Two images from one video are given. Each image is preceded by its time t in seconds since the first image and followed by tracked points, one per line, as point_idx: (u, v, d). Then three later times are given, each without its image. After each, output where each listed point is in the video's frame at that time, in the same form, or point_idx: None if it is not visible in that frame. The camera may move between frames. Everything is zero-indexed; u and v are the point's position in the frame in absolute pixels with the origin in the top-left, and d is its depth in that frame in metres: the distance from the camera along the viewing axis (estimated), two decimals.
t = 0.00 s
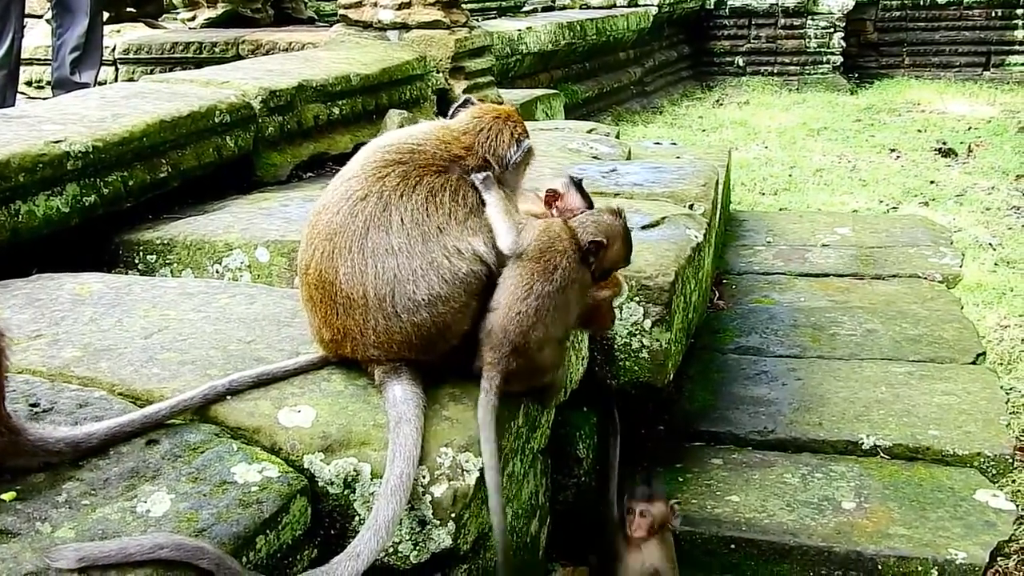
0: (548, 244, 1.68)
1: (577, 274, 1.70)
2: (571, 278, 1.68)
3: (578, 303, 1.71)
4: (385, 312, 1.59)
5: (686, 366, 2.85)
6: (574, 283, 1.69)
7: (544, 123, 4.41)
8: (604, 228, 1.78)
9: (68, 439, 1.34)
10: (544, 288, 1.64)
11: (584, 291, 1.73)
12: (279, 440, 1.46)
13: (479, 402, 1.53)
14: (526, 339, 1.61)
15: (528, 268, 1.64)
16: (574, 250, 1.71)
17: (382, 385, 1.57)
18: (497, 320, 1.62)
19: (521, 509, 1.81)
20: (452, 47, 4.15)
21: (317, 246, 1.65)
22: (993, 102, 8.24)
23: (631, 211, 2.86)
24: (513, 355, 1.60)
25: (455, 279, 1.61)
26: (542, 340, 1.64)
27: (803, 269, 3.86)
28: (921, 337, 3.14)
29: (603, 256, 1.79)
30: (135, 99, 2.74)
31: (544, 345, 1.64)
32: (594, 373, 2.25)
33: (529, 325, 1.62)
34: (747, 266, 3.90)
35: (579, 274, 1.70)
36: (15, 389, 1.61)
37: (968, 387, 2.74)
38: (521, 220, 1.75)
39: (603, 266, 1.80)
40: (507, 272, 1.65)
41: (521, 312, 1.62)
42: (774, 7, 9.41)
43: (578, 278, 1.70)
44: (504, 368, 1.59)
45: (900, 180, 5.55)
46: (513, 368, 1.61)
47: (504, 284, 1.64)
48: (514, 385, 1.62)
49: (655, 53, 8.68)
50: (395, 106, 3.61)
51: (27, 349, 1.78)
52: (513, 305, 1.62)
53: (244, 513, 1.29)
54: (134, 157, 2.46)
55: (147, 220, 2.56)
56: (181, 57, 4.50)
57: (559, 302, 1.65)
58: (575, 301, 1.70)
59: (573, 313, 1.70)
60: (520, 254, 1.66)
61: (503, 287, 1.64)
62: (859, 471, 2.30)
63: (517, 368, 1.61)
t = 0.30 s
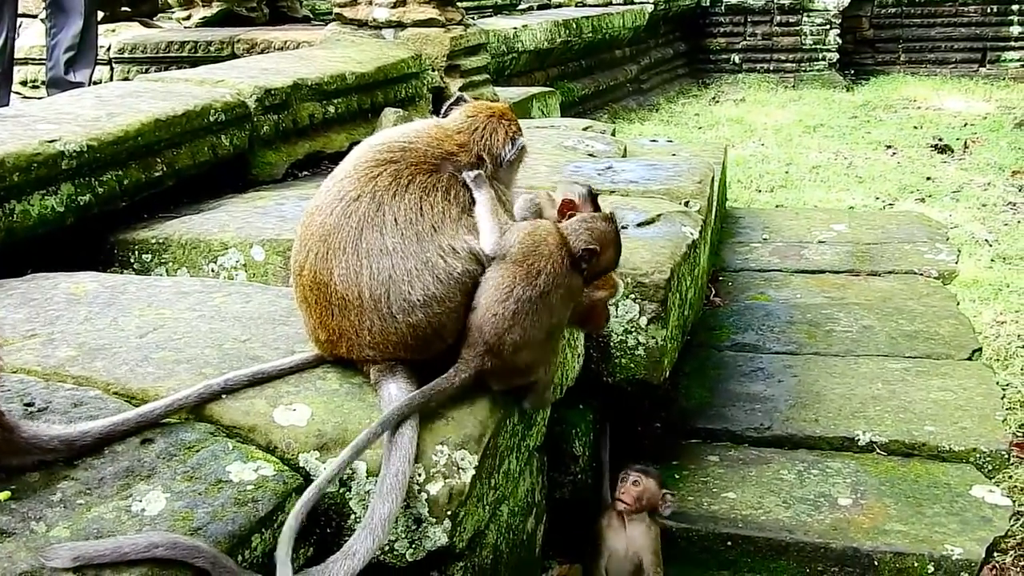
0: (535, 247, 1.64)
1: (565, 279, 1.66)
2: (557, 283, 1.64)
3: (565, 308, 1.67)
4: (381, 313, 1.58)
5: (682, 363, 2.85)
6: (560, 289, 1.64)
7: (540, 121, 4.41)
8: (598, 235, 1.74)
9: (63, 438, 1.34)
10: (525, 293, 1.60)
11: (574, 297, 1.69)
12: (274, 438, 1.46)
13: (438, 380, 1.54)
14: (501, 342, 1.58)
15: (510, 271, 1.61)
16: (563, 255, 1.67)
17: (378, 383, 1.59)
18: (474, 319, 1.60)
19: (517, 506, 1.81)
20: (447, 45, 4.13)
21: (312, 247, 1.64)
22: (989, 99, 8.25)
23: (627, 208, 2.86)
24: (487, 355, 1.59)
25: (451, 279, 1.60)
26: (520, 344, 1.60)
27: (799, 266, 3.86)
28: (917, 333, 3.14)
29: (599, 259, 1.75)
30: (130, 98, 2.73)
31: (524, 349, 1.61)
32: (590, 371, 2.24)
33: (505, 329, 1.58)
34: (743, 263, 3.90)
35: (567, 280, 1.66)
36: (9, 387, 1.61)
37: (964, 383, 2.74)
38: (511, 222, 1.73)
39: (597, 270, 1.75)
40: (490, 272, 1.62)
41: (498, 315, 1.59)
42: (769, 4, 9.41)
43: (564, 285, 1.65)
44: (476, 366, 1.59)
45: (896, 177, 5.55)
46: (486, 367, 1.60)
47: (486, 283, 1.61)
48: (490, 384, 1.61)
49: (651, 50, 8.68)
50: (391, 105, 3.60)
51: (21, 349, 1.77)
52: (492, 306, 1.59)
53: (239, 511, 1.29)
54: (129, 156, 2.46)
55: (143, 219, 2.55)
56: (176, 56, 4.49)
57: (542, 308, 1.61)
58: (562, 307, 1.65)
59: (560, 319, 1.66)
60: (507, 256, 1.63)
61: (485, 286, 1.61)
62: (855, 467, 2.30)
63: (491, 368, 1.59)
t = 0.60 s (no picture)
0: (531, 245, 1.64)
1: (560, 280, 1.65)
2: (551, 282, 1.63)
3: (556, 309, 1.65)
4: (375, 312, 1.58)
5: (678, 361, 2.84)
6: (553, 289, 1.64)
7: (537, 120, 4.40)
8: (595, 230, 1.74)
9: (58, 439, 1.33)
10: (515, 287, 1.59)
11: (566, 299, 1.67)
12: (269, 438, 1.46)
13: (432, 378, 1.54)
14: (483, 330, 1.57)
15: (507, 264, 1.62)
16: (559, 256, 1.66)
17: (373, 383, 1.58)
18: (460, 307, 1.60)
19: (513, 505, 1.81)
20: (443, 44, 4.13)
21: (306, 247, 1.64)
22: (986, 95, 8.25)
23: (623, 206, 2.86)
24: (468, 343, 1.58)
25: (445, 279, 1.60)
26: (505, 337, 1.59)
27: (796, 264, 3.86)
28: (913, 330, 3.14)
29: (597, 264, 1.74)
30: (125, 99, 2.73)
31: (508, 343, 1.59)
32: (586, 370, 2.24)
33: (488, 318, 1.57)
34: (740, 261, 3.90)
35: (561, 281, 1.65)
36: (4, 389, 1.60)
37: (960, 379, 2.74)
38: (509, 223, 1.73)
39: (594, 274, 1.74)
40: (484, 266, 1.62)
41: (483, 304, 1.58)
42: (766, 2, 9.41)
43: (558, 285, 1.64)
44: (459, 355, 1.57)
45: (893, 174, 5.55)
46: (471, 359, 1.58)
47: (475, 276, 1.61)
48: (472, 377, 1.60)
49: (648, 49, 8.68)
50: (387, 104, 3.60)
51: (16, 350, 1.77)
52: (478, 295, 1.59)
53: (234, 511, 1.29)
54: (124, 156, 2.45)
55: (138, 220, 2.55)
56: (172, 56, 4.48)
57: (530, 303, 1.60)
58: (552, 306, 1.64)
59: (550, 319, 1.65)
60: (501, 251, 1.63)
61: (476, 277, 1.61)
62: (851, 464, 2.30)
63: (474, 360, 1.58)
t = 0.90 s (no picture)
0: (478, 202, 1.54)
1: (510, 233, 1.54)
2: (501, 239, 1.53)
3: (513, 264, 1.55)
4: (367, 313, 1.58)
5: (673, 360, 2.84)
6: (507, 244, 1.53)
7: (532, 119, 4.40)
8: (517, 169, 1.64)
9: (51, 441, 1.33)
10: (476, 248, 1.47)
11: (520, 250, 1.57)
12: (263, 439, 1.46)
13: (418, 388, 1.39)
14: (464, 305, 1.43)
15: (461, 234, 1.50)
16: (501, 207, 1.56)
17: (366, 383, 1.57)
18: (428, 294, 1.45)
19: (508, 505, 1.81)
20: (437, 43, 4.12)
21: (297, 250, 1.64)
22: (981, 92, 8.25)
23: (617, 205, 2.86)
24: (454, 328, 1.44)
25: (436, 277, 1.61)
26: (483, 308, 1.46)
27: (792, 262, 3.86)
28: (909, 327, 3.14)
29: (533, 204, 1.63)
30: (119, 100, 2.72)
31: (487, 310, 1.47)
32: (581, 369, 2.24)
33: (465, 294, 1.44)
34: (735, 259, 3.90)
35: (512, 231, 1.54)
36: None
37: (956, 376, 2.74)
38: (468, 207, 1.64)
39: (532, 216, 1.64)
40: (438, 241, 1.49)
41: (454, 283, 1.44)
42: None
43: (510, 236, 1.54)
44: (445, 345, 1.43)
45: (888, 171, 5.55)
46: (455, 345, 1.45)
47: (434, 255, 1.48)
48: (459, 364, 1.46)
49: (643, 47, 8.68)
50: (381, 104, 3.60)
51: (10, 352, 1.77)
52: (446, 270, 1.45)
53: (228, 513, 1.28)
54: (118, 157, 2.45)
55: (132, 220, 2.55)
56: (166, 57, 4.47)
57: (494, 265, 1.49)
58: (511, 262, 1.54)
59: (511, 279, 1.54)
60: (451, 220, 1.51)
61: (434, 256, 1.48)
62: (847, 462, 2.30)
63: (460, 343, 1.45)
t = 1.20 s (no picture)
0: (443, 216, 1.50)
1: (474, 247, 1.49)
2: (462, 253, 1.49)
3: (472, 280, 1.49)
4: (364, 313, 1.58)
5: (671, 360, 2.84)
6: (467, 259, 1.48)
7: (530, 119, 4.40)
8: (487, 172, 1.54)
9: (49, 442, 1.32)
10: (424, 263, 1.44)
11: (485, 265, 1.51)
12: (262, 440, 1.45)
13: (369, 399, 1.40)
14: (406, 317, 1.41)
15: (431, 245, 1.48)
16: (467, 218, 1.49)
17: (365, 384, 1.57)
18: (380, 303, 1.45)
19: (507, 505, 1.80)
20: (435, 44, 4.11)
21: (292, 253, 1.63)
22: (979, 92, 8.26)
23: (614, 205, 2.86)
24: (401, 338, 1.42)
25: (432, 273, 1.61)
26: (433, 321, 1.43)
27: (790, 261, 3.86)
28: (907, 326, 3.14)
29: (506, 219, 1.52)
30: (116, 102, 2.72)
31: (438, 326, 1.43)
32: (580, 369, 2.23)
33: (408, 306, 1.42)
34: (733, 259, 3.90)
35: (472, 246, 1.48)
36: None
37: (954, 375, 2.74)
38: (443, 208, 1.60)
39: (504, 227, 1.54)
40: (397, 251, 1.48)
41: (398, 294, 1.43)
42: None
43: (469, 252, 1.48)
44: (393, 354, 1.43)
45: (887, 171, 5.55)
46: (407, 355, 1.43)
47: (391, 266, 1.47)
48: (413, 375, 1.45)
49: (641, 48, 8.68)
50: (379, 105, 3.59)
51: (8, 353, 1.76)
52: (392, 283, 1.44)
53: (226, 513, 1.28)
54: (115, 159, 2.45)
55: (130, 222, 2.55)
56: (164, 59, 4.46)
57: (444, 276, 1.45)
58: (469, 272, 1.49)
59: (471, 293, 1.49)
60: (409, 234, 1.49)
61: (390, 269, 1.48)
62: (846, 461, 2.30)
63: (410, 354, 1.43)
